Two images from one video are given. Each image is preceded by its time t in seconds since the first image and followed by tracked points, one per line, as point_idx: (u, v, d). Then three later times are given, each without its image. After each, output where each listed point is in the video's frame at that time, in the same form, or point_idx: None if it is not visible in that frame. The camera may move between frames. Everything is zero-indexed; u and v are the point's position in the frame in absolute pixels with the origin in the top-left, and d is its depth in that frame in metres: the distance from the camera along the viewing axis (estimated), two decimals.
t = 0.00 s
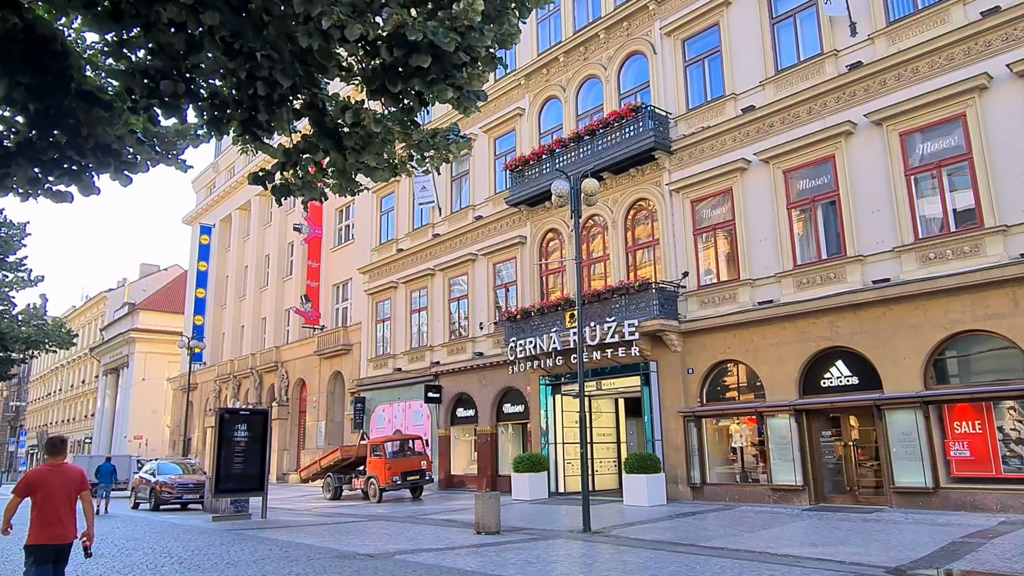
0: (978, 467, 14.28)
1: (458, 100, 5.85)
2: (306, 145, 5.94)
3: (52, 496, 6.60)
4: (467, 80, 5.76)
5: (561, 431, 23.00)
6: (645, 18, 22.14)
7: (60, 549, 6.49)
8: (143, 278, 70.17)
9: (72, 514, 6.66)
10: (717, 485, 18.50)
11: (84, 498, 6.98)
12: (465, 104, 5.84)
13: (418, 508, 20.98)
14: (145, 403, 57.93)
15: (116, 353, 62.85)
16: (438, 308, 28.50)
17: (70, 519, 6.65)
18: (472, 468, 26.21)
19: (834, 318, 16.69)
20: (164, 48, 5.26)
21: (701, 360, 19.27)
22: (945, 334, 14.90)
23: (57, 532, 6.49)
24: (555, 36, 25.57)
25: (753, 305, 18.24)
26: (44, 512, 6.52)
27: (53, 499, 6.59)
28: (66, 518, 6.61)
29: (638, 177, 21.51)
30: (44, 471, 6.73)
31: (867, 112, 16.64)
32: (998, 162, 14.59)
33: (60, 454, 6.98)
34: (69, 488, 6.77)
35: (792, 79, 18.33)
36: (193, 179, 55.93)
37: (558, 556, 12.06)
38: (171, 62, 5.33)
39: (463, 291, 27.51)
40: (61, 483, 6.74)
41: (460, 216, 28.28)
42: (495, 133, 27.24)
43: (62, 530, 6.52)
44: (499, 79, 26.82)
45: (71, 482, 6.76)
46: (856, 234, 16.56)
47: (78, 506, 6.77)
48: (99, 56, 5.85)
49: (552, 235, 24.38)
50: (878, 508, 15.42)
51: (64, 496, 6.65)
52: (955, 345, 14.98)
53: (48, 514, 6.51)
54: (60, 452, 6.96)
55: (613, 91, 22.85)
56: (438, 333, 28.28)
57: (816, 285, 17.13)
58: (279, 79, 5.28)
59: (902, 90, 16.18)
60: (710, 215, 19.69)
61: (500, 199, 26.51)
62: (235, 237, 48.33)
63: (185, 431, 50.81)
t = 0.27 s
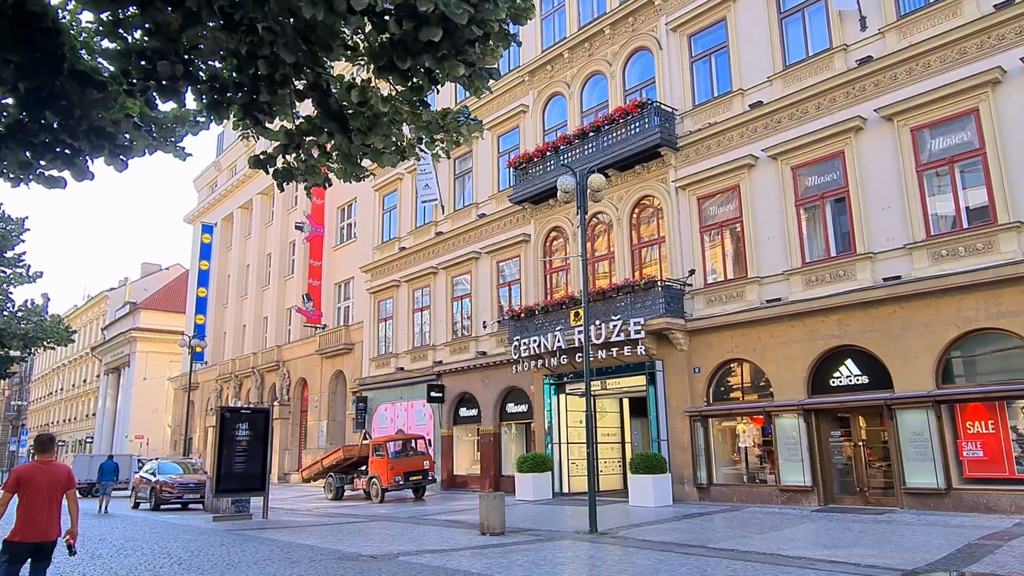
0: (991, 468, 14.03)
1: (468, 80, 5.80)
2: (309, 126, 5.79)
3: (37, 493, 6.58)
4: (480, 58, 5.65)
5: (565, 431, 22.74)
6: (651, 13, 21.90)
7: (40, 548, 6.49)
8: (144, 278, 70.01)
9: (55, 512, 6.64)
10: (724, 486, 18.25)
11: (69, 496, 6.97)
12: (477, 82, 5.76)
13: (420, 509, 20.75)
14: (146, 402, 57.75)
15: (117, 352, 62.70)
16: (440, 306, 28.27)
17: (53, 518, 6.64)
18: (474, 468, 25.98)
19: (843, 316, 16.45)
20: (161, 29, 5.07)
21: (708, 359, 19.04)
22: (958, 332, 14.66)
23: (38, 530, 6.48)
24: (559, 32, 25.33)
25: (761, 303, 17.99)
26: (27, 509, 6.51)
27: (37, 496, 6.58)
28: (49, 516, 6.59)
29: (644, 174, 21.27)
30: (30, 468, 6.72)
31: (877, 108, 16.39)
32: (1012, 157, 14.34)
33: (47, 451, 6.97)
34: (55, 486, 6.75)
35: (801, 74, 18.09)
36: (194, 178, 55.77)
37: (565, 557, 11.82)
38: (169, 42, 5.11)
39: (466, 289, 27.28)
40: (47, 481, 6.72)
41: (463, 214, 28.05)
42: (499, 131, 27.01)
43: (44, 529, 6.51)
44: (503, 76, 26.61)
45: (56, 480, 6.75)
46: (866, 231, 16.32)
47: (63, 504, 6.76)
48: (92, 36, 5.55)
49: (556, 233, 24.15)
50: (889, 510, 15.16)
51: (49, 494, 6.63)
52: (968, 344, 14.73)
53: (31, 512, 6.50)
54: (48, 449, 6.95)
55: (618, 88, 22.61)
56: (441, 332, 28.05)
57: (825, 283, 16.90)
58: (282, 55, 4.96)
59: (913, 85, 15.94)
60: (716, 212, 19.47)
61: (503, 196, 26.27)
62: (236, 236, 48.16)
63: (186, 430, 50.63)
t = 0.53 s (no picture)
0: (1008, 468, 13.74)
1: (486, 55, 5.58)
2: (319, 104, 5.51)
3: (14, 495, 6.30)
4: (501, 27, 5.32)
5: (570, 431, 22.44)
6: (658, 7, 21.60)
7: (20, 552, 6.21)
8: (145, 276, 69.73)
9: (35, 514, 6.37)
10: (733, 486, 17.97)
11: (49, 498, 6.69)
12: (494, 57, 5.55)
13: (424, 509, 20.47)
14: (147, 401, 57.49)
15: (117, 351, 62.44)
16: (444, 304, 28.00)
17: (32, 521, 6.36)
18: (478, 467, 25.71)
19: (855, 314, 16.16)
20: (162, 4, 4.92)
21: (716, 358, 18.76)
22: (973, 329, 14.37)
23: (16, 533, 6.20)
24: (564, 28, 25.05)
25: (771, 301, 17.71)
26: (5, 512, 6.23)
27: (16, 498, 6.30)
28: (28, 518, 6.32)
29: (651, 170, 20.99)
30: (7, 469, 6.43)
31: (890, 101, 16.10)
32: None
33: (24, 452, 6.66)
34: (33, 487, 6.47)
35: (811, 68, 17.80)
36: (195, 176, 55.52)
37: (575, 559, 11.54)
38: (169, 18, 4.93)
39: (470, 287, 26.99)
40: (26, 483, 6.44)
41: (466, 211, 27.77)
42: (503, 127, 26.72)
43: (23, 532, 6.24)
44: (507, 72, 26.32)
45: (35, 482, 6.47)
46: (879, 227, 16.04)
47: (42, 505, 6.48)
48: (90, 14, 5.28)
49: (561, 230, 23.87)
50: (902, 511, 14.87)
51: (28, 495, 6.35)
52: (983, 342, 14.44)
53: (9, 514, 6.23)
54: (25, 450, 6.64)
55: (625, 83, 22.32)
56: (444, 330, 27.77)
57: (836, 280, 16.62)
58: (289, 23, 4.61)
59: (927, 78, 15.65)
60: (724, 208, 19.20)
61: (507, 193, 25.99)
62: (237, 234, 47.89)
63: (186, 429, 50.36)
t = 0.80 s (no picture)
0: (1022, 468, 13.50)
1: (501, 33, 5.36)
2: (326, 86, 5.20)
3: None
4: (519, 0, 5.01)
5: (574, 430, 22.20)
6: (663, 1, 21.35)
7: None
8: (145, 275, 69.51)
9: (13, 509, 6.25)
10: (740, 486, 17.74)
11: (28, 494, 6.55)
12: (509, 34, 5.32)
13: (426, 508, 20.24)
14: (147, 400, 57.27)
15: (117, 350, 62.27)
16: (446, 302, 27.78)
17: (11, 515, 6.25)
18: (480, 467, 25.48)
19: (865, 311, 15.93)
20: None
21: (722, 356, 18.54)
22: (986, 327, 14.14)
23: None
24: (568, 23, 24.81)
25: (779, 298, 17.48)
26: None
27: None
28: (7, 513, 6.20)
29: (656, 166, 20.75)
30: None
31: (900, 96, 15.87)
32: None
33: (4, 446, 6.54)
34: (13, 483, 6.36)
35: (820, 62, 17.57)
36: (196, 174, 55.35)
37: (582, 561, 11.30)
38: None
39: (472, 285, 26.76)
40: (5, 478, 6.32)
41: (468, 209, 27.55)
42: (506, 124, 26.49)
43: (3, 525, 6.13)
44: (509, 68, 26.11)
45: (13, 477, 6.35)
46: (889, 223, 15.81)
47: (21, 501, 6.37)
48: None
49: (564, 227, 23.66)
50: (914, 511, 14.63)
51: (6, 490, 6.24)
52: (996, 339, 14.21)
53: None
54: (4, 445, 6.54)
55: (629, 78, 22.08)
56: (446, 329, 27.54)
57: (846, 277, 16.38)
58: None
59: (938, 72, 15.42)
60: (731, 204, 18.96)
61: (510, 190, 25.75)
62: (237, 232, 47.67)
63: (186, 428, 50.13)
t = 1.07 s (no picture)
0: None
1: (515, 1, 5.68)
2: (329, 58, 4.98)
3: None
4: None
5: (578, 431, 21.89)
6: None
7: None
8: (145, 276, 69.25)
9: None
10: (748, 487, 17.44)
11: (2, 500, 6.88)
12: (522, 3, 5.62)
13: (428, 510, 19.95)
14: (146, 401, 57.00)
15: (116, 351, 62.01)
16: (447, 301, 27.50)
17: None
18: (482, 468, 25.19)
19: (875, 310, 15.64)
20: None
21: (729, 355, 18.25)
22: (1001, 325, 13.84)
23: None
24: (571, 19, 24.55)
25: (787, 297, 17.19)
26: None
27: None
28: None
29: (661, 163, 20.47)
30: None
31: (912, 90, 15.59)
32: None
33: None
34: None
35: (829, 57, 17.28)
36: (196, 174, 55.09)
37: (589, 564, 11.00)
38: None
39: (474, 285, 26.47)
40: None
41: (470, 207, 27.27)
42: (508, 121, 26.20)
43: None
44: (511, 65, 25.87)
45: None
46: (900, 220, 15.52)
47: None
48: None
49: (568, 225, 23.37)
50: (926, 514, 14.33)
51: None
52: (1011, 338, 13.91)
53: None
54: None
55: (633, 75, 21.80)
56: (447, 328, 27.25)
57: (856, 275, 16.09)
58: None
59: (951, 66, 15.13)
60: (738, 201, 18.68)
61: (513, 188, 25.46)
62: (237, 232, 47.41)
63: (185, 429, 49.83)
